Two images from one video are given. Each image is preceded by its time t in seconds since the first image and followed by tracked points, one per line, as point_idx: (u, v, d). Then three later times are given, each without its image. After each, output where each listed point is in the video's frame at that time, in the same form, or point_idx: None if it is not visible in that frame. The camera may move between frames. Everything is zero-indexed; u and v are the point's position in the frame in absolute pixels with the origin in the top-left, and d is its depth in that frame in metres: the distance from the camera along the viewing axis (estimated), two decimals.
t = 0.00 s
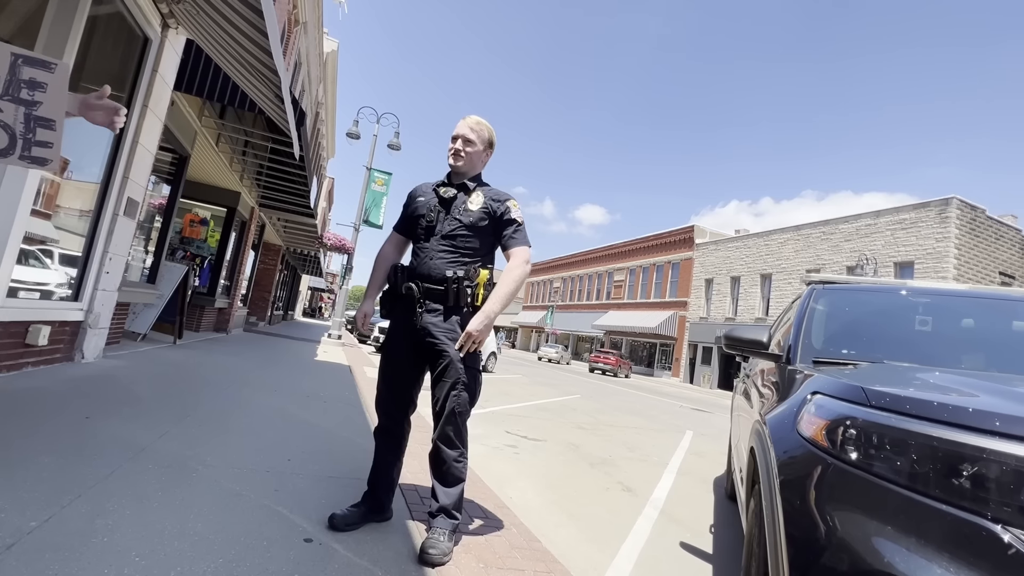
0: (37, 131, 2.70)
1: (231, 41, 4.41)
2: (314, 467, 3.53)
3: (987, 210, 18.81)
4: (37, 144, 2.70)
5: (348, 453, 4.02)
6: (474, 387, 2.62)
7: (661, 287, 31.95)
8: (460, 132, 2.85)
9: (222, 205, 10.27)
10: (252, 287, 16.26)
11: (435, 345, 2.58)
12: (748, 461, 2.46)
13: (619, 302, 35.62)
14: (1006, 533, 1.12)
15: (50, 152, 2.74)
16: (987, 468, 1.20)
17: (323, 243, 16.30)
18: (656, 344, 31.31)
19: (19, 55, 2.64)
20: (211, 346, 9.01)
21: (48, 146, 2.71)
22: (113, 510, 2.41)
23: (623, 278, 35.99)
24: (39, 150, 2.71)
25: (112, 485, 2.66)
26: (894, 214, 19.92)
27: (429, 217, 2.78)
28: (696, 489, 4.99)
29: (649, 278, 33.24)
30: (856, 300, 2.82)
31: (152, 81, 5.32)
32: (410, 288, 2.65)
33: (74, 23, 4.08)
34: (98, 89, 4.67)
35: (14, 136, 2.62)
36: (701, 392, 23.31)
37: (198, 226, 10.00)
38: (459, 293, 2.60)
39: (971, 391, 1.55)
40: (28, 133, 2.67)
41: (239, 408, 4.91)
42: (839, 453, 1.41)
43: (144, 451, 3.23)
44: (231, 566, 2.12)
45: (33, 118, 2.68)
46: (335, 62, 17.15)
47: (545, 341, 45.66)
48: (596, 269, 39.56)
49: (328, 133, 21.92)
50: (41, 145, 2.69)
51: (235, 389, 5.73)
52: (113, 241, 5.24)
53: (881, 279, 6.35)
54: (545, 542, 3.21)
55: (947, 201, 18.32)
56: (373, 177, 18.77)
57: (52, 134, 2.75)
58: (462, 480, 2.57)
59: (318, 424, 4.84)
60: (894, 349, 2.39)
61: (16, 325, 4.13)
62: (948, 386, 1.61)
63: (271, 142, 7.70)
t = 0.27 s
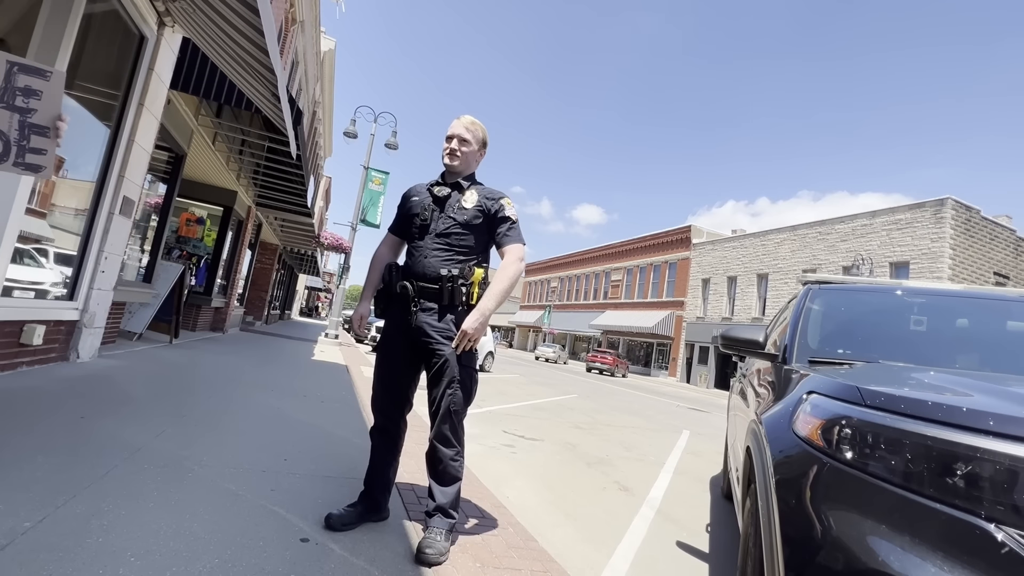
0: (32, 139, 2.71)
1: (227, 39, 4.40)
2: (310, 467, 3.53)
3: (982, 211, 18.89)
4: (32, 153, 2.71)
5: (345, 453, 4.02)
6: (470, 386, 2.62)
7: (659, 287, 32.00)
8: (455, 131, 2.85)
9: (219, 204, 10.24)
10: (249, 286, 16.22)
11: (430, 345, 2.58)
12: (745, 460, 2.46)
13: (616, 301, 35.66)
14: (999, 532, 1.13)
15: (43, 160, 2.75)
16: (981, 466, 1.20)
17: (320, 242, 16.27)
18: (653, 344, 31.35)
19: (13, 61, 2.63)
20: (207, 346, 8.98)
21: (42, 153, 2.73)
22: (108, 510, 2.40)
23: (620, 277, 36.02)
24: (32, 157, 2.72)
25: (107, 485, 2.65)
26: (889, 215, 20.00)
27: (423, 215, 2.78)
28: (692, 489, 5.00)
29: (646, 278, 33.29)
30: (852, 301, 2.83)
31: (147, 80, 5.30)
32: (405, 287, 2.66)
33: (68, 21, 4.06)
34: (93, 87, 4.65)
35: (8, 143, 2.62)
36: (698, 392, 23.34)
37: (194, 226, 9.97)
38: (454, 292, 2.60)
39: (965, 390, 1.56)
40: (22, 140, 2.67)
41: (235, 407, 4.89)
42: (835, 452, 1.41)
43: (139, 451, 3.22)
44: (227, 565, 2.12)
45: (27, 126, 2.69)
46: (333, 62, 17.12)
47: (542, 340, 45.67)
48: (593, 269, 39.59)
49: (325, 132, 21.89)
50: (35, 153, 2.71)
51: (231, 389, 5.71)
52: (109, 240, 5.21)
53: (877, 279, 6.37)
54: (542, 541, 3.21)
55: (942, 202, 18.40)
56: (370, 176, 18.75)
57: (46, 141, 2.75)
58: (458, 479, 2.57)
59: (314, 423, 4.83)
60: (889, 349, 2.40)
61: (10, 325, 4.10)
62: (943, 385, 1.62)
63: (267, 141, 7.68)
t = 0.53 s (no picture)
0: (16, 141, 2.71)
1: (221, 36, 4.38)
2: (304, 466, 3.52)
3: (974, 211, 19.03)
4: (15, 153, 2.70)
5: (339, 452, 4.01)
6: (464, 384, 2.61)
7: (654, 286, 32.07)
8: (449, 129, 2.84)
9: (213, 203, 10.18)
10: (243, 285, 16.14)
11: (424, 343, 2.58)
12: (738, 459, 2.47)
13: (612, 301, 35.71)
14: (989, 528, 1.13)
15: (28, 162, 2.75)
16: (972, 463, 1.21)
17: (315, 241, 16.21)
18: (648, 343, 31.42)
19: None
20: (201, 345, 8.94)
21: (25, 154, 2.72)
22: (99, 510, 2.38)
23: (615, 277, 36.06)
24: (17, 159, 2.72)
25: (98, 486, 2.63)
26: (883, 214, 20.11)
27: (417, 214, 2.77)
28: (687, 487, 5.01)
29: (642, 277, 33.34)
30: (845, 299, 2.84)
31: (140, 77, 5.26)
32: (398, 285, 2.64)
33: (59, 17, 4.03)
34: (85, 84, 4.62)
35: None
36: (693, 391, 23.41)
37: (188, 224, 9.91)
38: (448, 291, 2.58)
39: (956, 388, 1.57)
40: (5, 140, 2.67)
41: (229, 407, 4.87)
42: (828, 450, 1.42)
43: (131, 451, 3.20)
44: (219, 566, 2.11)
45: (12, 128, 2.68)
46: (328, 60, 17.06)
47: (538, 340, 45.68)
48: (589, 268, 39.64)
49: (321, 131, 21.82)
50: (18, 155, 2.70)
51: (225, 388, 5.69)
52: (101, 239, 5.17)
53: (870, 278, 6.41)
54: (537, 540, 3.22)
55: (934, 202, 18.52)
56: (365, 175, 18.69)
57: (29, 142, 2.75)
58: (453, 478, 2.57)
59: (309, 423, 4.82)
60: (882, 347, 2.42)
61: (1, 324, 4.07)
62: (934, 383, 1.63)
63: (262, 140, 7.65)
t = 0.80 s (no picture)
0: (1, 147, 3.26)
1: (213, 33, 4.35)
2: (298, 466, 3.50)
3: (965, 211, 19.17)
4: None
5: (333, 451, 4.00)
6: (458, 383, 2.61)
7: (649, 285, 32.14)
8: (443, 127, 2.84)
9: (206, 201, 10.13)
10: (237, 284, 16.07)
11: (418, 342, 2.57)
12: (731, 456, 2.48)
13: (607, 300, 35.78)
14: (979, 524, 1.14)
15: (12, 168, 3.34)
16: (961, 460, 1.22)
17: (310, 240, 16.15)
18: (643, 341, 31.50)
19: None
20: (194, 344, 8.89)
21: (12, 161, 3.33)
22: (89, 511, 2.36)
23: (610, 276, 36.12)
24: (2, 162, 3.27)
25: (88, 486, 2.61)
26: (875, 214, 20.23)
27: (411, 212, 2.77)
28: (681, 485, 5.03)
29: (637, 276, 33.41)
30: (837, 298, 2.86)
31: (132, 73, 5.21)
32: (392, 283, 2.63)
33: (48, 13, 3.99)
34: (75, 81, 4.58)
35: None
36: (688, 389, 23.50)
37: (181, 223, 9.86)
38: (442, 289, 2.58)
39: (947, 385, 1.58)
40: None
41: (222, 406, 4.85)
42: (820, 447, 1.42)
43: (122, 451, 3.17)
44: (210, 566, 2.10)
45: None
46: (322, 58, 16.99)
47: (533, 339, 45.71)
48: (584, 267, 39.69)
49: (316, 129, 21.75)
50: (6, 162, 3.28)
51: (218, 387, 5.67)
52: (92, 237, 5.13)
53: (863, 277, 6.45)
54: (531, 539, 3.22)
55: (926, 201, 18.65)
56: (360, 174, 18.63)
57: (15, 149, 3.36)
58: (447, 477, 2.56)
59: (302, 422, 4.80)
60: (874, 345, 2.43)
61: None
62: (925, 381, 1.64)
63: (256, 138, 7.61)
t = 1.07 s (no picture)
0: (8, 160, 3.99)
1: (206, 31, 4.33)
2: (293, 466, 3.49)
3: (957, 210, 19.31)
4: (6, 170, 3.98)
5: (328, 451, 3.99)
6: (454, 382, 2.61)
7: (644, 284, 32.21)
8: (438, 126, 2.83)
9: (199, 200, 10.07)
10: (231, 284, 16.00)
11: (414, 341, 2.57)
12: (725, 454, 2.49)
13: (602, 299, 35.83)
14: (969, 520, 1.15)
15: (15, 179, 4.08)
16: (952, 456, 1.23)
17: (304, 239, 16.10)
18: (638, 340, 31.58)
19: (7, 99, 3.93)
20: (188, 344, 8.86)
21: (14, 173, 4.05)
22: (81, 512, 2.34)
23: (605, 275, 36.17)
24: (7, 173, 4.01)
25: (80, 487, 2.59)
26: (868, 213, 20.35)
27: (406, 211, 2.76)
28: (676, 484, 5.04)
29: (632, 275, 33.48)
30: (831, 296, 2.88)
31: (123, 71, 5.17)
32: (387, 283, 2.62)
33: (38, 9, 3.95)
34: (66, 79, 4.55)
35: None
36: (682, 388, 23.58)
37: (174, 222, 9.80)
38: (437, 288, 2.57)
39: (938, 382, 1.59)
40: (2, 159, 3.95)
41: (216, 406, 4.83)
42: (813, 444, 1.43)
43: (116, 452, 3.15)
44: (204, 566, 2.09)
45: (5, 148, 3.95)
46: (316, 57, 16.92)
47: (529, 338, 45.74)
48: (579, 267, 39.74)
49: (310, 128, 21.66)
50: (11, 174, 4.03)
51: (212, 387, 5.64)
52: (84, 236, 5.10)
53: (856, 276, 6.48)
54: (527, 537, 3.22)
55: (918, 201, 18.78)
56: (355, 173, 18.57)
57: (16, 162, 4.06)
58: (442, 476, 2.56)
59: (297, 422, 4.78)
60: (867, 343, 2.45)
61: None
62: (918, 378, 1.65)
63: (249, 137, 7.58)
